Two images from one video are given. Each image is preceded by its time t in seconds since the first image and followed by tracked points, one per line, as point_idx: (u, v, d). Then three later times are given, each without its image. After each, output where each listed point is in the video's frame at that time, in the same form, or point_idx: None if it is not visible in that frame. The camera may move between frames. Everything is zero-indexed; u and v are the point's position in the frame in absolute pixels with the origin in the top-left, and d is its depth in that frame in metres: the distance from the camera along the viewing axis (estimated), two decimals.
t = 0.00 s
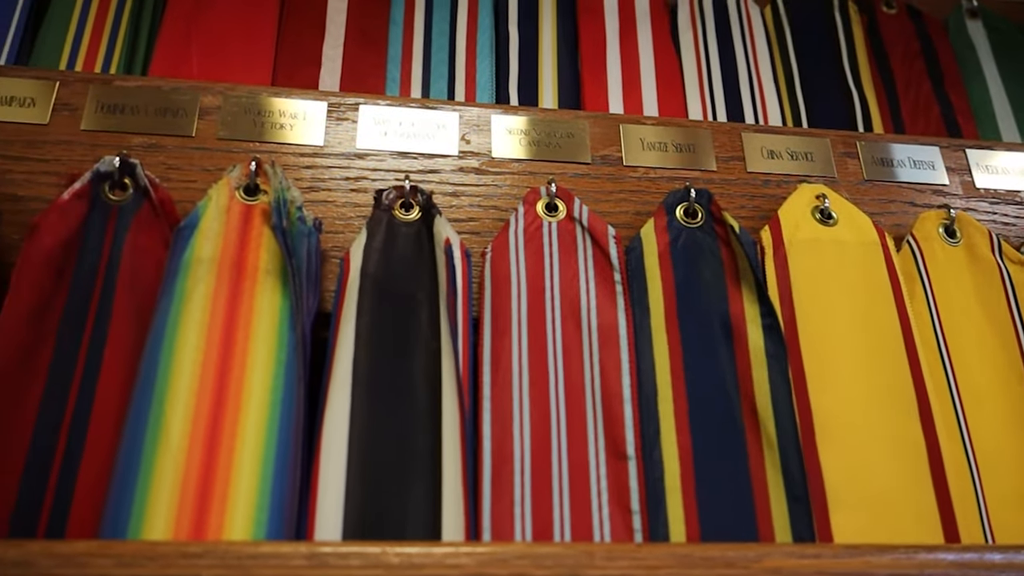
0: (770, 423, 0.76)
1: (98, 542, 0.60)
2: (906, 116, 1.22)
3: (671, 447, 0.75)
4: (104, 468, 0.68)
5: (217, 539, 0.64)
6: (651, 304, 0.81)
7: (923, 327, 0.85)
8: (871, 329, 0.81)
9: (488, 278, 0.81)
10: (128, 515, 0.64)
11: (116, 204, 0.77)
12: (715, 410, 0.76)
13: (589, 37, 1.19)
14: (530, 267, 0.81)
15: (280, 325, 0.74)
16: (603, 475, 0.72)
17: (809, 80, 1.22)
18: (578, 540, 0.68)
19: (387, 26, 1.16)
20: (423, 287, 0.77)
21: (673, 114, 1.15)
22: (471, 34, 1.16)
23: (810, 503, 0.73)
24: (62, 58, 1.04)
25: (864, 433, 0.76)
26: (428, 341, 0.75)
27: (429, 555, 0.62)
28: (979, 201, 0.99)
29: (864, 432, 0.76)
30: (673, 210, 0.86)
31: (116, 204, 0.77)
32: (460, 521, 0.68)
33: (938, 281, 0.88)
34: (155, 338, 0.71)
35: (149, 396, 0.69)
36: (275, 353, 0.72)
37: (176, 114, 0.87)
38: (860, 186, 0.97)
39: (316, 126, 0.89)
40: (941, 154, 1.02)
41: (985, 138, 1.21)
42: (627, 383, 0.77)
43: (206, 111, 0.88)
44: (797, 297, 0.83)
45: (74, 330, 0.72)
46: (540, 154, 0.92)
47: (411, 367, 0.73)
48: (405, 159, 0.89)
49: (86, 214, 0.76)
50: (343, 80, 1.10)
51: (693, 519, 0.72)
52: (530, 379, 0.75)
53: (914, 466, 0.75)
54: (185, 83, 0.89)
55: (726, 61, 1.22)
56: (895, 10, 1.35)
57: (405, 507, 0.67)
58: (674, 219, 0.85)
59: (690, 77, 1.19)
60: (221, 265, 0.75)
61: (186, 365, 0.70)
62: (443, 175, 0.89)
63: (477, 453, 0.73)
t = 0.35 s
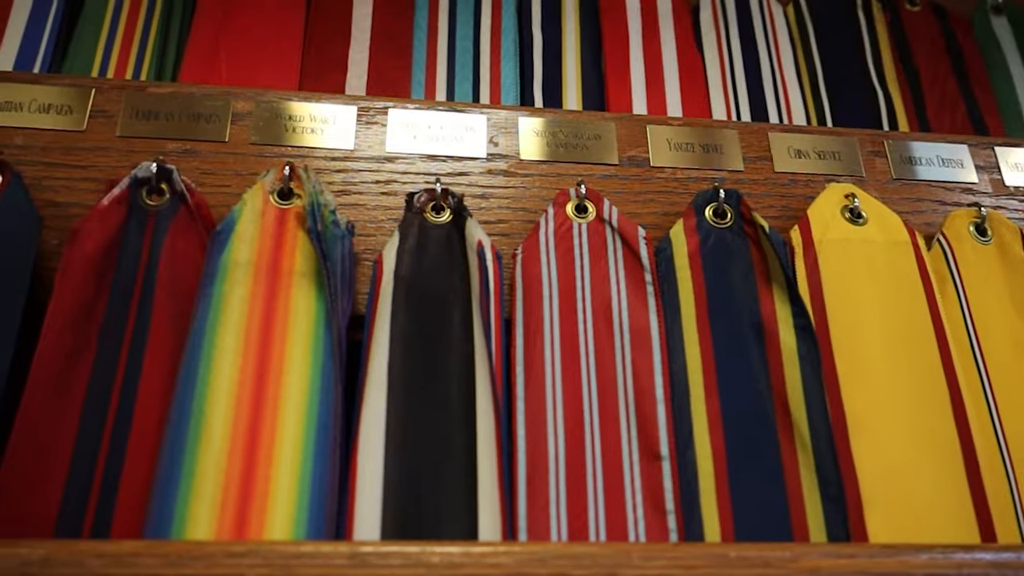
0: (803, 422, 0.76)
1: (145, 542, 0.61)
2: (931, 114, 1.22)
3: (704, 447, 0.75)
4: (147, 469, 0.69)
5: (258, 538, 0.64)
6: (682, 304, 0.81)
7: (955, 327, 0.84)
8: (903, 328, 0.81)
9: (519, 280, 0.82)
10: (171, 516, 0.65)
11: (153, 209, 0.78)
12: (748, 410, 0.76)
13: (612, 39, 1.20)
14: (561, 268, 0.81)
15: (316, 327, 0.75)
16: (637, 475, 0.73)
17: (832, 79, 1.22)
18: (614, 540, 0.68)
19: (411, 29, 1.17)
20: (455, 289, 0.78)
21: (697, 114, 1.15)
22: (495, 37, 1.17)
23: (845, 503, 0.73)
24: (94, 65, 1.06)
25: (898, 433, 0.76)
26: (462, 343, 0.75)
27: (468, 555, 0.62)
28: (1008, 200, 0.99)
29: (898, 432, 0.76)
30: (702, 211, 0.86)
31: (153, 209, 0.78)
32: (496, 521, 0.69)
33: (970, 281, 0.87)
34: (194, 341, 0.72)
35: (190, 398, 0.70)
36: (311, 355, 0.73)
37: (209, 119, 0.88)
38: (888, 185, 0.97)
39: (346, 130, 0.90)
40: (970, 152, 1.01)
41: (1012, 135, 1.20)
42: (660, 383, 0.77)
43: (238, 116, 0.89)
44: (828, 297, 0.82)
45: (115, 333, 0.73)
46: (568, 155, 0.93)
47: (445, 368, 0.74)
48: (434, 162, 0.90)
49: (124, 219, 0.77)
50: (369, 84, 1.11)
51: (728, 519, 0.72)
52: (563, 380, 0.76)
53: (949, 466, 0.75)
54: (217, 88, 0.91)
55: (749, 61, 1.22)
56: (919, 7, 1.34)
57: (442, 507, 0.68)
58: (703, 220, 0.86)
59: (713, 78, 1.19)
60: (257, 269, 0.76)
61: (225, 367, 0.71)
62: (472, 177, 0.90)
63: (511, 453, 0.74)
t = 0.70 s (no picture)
0: (843, 421, 0.76)
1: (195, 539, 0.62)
2: (963, 110, 1.21)
3: (743, 446, 0.75)
4: (193, 467, 0.70)
5: (305, 536, 0.65)
6: (718, 304, 0.81)
7: (995, 325, 0.84)
8: (943, 326, 0.80)
9: (556, 280, 0.82)
10: (220, 513, 0.66)
11: (195, 212, 0.79)
12: (786, 409, 0.76)
13: (640, 38, 1.20)
14: (597, 267, 0.81)
15: (357, 327, 0.76)
16: (676, 474, 0.73)
17: (862, 76, 1.21)
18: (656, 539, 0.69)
19: (439, 31, 1.18)
20: (492, 289, 0.78)
21: (726, 113, 1.15)
22: (523, 38, 1.17)
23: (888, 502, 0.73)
24: (130, 70, 1.07)
25: (940, 431, 0.75)
26: (500, 342, 0.76)
27: (513, 553, 0.63)
28: None
29: (940, 430, 0.75)
30: (737, 210, 0.86)
31: (195, 212, 0.79)
32: (538, 519, 0.69)
33: (1009, 278, 0.87)
34: (238, 341, 0.73)
35: (235, 397, 0.71)
36: (352, 355, 0.74)
37: (246, 122, 0.89)
38: (923, 182, 0.96)
39: (381, 132, 0.91)
40: (1006, 149, 1.00)
41: None
42: (699, 383, 0.77)
43: (274, 119, 0.90)
44: (866, 295, 0.82)
45: (160, 333, 0.74)
46: (601, 155, 0.93)
47: (484, 367, 0.75)
48: (468, 164, 0.91)
49: (167, 221, 0.78)
50: (399, 86, 1.11)
51: (768, 517, 0.72)
52: (601, 379, 0.76)
53: (992, 464, 0.75)
54: (253, 92, 0.92)
55: (777, 59, 1.21)
56: (948, 3, 1.33)
57: (485, 505, 0.69)
58: (738, 218, 0.85)
59: (741, 77, 1.19)
60: (298, 270, 0.77)
61: (269, 367, 0.72)
62: (505, 178, 0.90)
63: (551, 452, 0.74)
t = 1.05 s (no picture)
0: (890, 422, 0.76)
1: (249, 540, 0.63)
2: (1000, 106, 1.19)
3: (788, 446, 0.75)
4: (242, 469, 0.71)
5: (354, 536, 0.66)
6: (760, 304, 0.81)
7: None
8: (989, 325, 0.79)
9: (596, 280, 0.82)
10: (271, 514, 0.67)
11: (239, 216, 0.80)
12: (831, 409, 0.76)
13: (671, 37, 1.19)
14: (638, 268, 0.81)
15: (400, 329, 0.76)
16: (721, 475, 0.73)
17: (896, 72, 1.20)
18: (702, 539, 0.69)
19: (470, 33, 1.18)
20: (534, 290, 0.78)
21: (759, 111, 1.14)
22: (554, 38, 1.17)
23: (937, 503, 0.72)
24: (168, 77, 1.08)
25: (989, 431, 0.74)
26: (543, 343, 0.76)
27: (562, 554, 0.63)
28: None
29: (989, 429, 0.74)
30: (777, 209, 0.86)
31: (239, 217, 0.80)
32: (585, 519, 0.69)
33: None
34: (284, 344, 0.74)
35: (283, 400, 0.71)
36: (396, 357, 0.75)
37: (285, 127, 0.90)
38: (962, 179, 0.95)
39: (418, 135, 0.92)
40: None
41: None
42: (743, 385, 0.76)
43: (313, 124, 0.91)
44: (909, 294, 0.82)
45: (207, 337, 0.75)
46: (637, 155, 0.93)
47: (528, 368, 0.75)
48: (505, 166, 0.91)
49: (212, 225, 0.79)
50: (431, 88, 1.12)
51: (816, 518, 0.72)
52: (644, 379, 0.76)
53: None
54: (292, 97, 0.93)
55: (809, 57, 1.20)
56: None
57: (532, 506, 0.69)
58: (778, 218, 0.85)
59: (773, 75, 1.18)
60: (341, 273, 0.77)
61: (315, 369, 0.73)
62: (542, 179, 0.91)
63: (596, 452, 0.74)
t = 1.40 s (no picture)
0: (941, 420, 0.75)
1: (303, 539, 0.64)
2: None
3: (837, 445, 0.74)
4: (293, 468, 0.71)
5: (406, 535, 0.66)
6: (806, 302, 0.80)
7: None
8: None
9: (639, 279, 0.82)
10: (323, 513, 0.68)
11: (283, 218, 0.81)
12: (881, 407, 0.75)
13: (703, 34, 1.19)
14: (681, 267, 0.81)
15: (445, 329, 0.76)
16: (770, 473, 0.72)
17: (932, 66, 1.19)
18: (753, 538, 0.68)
19: (502, 34, 1.18)
20: (577, 289, 0.78)
21: (794, 108, 1.13)
22: (586, 37, 1.17)
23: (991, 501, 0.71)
24: (205, 81, 1.10)
25: None
26: (588, 342, 0.76)
27: (615, 553, 0.63)
28: None
29: None
30: (819, 205, 0.85)
31: (284, 218, 0.81)
32: (635, 518, 0.69)
33: None
34: (332, 345, 0.74)
35: (332, 401, 0.72)
36: (441, 357, 0.75)
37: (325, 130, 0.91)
38: (1006, 174, 0.94)
39: (456, 136, 0.92)
40: None
41: None
42: (791, 383, 0.76)
43: (352, 126, 0.92)
44: (957, 290, 0.81)
45: (255, 338, 0.76)
46: (676, 153, 0.93)
47: (574, 367, 0.75)
48: (544, 165, 0.91)
49: (257, 228, 0.80)
50: (465, 89, 1.12)
51: (867, 517, 0.71)
52: (690, 378, 0.76)
53: None
54: (331, 100, 0.93)
55: (843, 53, 1.20)
56: None
57: (582, 504, 0.69)
58: (821, 214, 0.84)
59: (807, 71, 1.18)
60: (386, 274, 0.78)
61: (362, 370, 0.73)
62: (581, 179, 0.91)
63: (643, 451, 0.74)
